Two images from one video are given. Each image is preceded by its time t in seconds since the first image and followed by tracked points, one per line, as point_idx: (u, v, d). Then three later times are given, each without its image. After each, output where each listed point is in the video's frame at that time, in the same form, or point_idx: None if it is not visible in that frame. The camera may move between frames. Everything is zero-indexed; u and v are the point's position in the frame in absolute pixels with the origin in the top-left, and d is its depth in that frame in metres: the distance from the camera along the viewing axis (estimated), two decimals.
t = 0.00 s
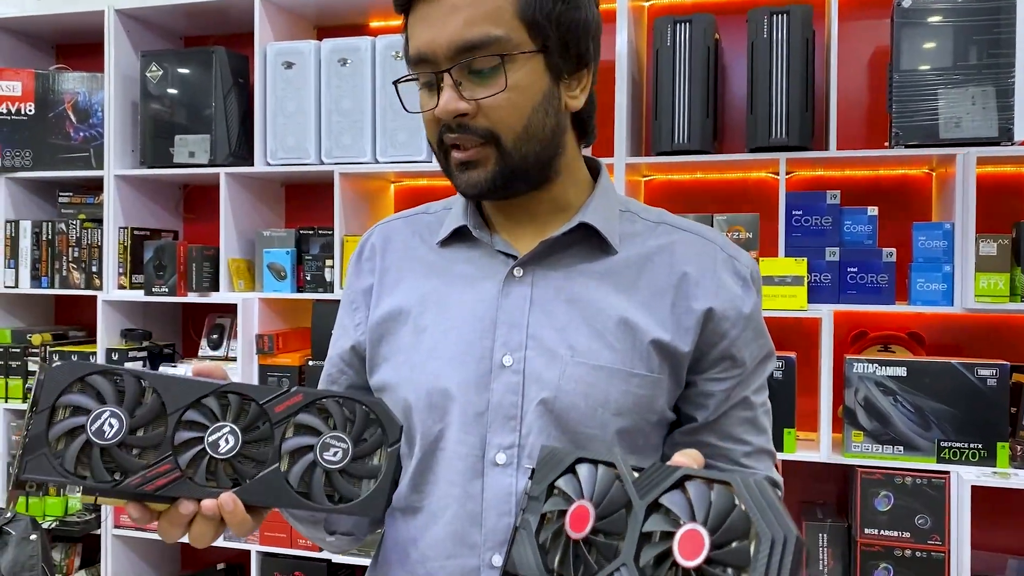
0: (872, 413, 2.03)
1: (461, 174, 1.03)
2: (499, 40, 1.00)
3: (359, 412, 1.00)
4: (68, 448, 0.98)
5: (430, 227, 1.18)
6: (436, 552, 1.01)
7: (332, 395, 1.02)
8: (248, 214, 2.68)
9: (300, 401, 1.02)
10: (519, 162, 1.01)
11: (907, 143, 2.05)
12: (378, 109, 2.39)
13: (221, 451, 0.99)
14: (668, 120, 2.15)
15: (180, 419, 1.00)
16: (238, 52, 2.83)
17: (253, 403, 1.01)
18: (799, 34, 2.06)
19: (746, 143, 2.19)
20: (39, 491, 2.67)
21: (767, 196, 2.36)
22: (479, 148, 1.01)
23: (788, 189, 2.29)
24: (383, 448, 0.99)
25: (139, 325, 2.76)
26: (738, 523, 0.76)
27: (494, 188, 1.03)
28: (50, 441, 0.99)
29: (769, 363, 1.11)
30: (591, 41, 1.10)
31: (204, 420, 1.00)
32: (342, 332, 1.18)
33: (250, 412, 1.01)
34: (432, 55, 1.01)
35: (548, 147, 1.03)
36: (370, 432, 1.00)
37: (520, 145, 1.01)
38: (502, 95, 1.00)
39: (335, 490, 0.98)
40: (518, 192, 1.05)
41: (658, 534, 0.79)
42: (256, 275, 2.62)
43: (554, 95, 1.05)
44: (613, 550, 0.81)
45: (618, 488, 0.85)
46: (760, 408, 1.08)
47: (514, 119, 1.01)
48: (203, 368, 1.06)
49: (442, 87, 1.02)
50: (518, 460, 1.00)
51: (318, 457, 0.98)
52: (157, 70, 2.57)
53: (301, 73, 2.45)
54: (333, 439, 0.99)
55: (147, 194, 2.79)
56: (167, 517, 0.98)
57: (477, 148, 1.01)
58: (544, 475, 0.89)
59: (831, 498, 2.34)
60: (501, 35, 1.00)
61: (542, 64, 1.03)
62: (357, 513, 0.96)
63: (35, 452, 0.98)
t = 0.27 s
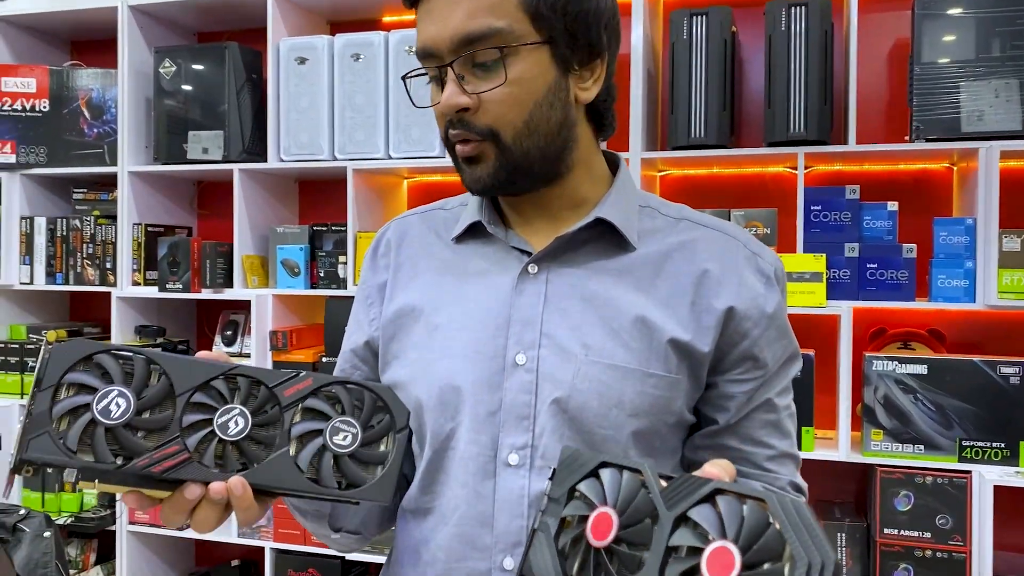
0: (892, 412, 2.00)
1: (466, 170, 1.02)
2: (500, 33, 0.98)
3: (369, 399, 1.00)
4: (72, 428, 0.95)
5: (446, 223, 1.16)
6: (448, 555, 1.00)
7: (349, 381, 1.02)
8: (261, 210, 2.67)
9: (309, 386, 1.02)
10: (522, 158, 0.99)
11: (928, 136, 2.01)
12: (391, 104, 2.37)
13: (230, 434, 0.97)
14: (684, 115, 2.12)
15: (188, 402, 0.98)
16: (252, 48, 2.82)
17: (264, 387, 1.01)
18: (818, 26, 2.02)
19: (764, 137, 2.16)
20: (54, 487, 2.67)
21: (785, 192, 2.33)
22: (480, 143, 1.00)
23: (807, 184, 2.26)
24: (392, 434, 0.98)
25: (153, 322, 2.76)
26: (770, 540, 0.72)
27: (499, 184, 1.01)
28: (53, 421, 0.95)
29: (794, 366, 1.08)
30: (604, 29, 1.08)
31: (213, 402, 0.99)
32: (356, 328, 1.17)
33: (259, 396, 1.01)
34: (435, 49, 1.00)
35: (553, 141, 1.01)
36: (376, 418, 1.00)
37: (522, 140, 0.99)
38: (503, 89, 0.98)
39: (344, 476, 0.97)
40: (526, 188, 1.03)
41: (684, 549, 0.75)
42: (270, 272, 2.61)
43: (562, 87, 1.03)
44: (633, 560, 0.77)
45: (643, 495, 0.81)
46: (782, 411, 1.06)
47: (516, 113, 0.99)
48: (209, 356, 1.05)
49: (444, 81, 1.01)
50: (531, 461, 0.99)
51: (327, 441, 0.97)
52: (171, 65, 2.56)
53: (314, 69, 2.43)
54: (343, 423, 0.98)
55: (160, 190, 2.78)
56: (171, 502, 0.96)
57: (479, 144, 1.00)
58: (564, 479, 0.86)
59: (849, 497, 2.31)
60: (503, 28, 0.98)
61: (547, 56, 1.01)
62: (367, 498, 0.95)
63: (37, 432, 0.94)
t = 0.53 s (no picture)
0: (907, 408, 1.98)
1: (506, 145, 1.00)
2: (548, 4, 0.99)
3: (385, 401, 0.99)
4: (86, 422, 0.94)
5: (457, 218, 1.15)
6: (462, 552, 0.98)
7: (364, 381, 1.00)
8: (271, 205, 2.67)
9: (325, 386, 1.00)
10: (569, 131, 0.99)
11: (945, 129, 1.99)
12: (401, 99, 2.36)
13: (245, 433, 0.96)
14: (698, 108, 2.10)
15: (203, 399, 0.98)
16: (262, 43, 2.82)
17: (280, 385, 1.00)
18: (832, 18, 2.00)
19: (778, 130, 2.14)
20: (66, 482, 2.67)
21: (799, 185, 2.31)
22: (528, 114, 0.99)
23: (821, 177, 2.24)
24: (408, 438, 0.98)
25: (165, 317, 2.76)
26: None
27: (540, 160, 1.00)
28: (68, 414, 0.95)
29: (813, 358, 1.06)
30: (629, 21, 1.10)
31: (230, 400, 0.99)
32: (368, 323, 1.16)
33: (275, 394, 1.00)
34: (478, 19, 1.00)
35: (593, 117, 1.02)
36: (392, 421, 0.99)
37: (569, 113, 0.99)
38: (552, 58, 0.98)
39: (359, 479, 0.96)
40: (563, 167, 1.02)
41: None
42: (281, 267, 2.61)
43: (598, 68, 1.04)
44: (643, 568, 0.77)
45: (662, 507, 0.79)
46: (802, 402, 1.03)
47: (563, 85, 0.99)
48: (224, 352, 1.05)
49: (488, 51, 1.00)
50: (545, 456, 0.97)
51: (342, 443, 0.96)
52: (181, 60, 2.56)
53: (324, 63, 2.42)
54: (358, 424, 0.98)
55: (171, 185, 2.78)
56: (183, 499, 0.95)
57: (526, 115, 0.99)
58: (584, 474, 0.86)
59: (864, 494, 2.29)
60: None
61: (589, 33, 1.02)
62: (381, 502, 0.94)
63: (51, 425, 0.93)
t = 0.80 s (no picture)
0: (912, 405, 1.98)
1: (506, 140, 1.01)
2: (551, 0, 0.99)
3: (392, 393, 0.99)
4: (95, 431, 0.94)
5: (461, 215, 1.15)
6: (469, 551, 0.98)
7: (369, 375, 1.00)
8: (276, 201, 2.67)
9: (330, 380, 1.01)
10: (570, 127, 0.99)
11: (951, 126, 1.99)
12: (407, 96, 2.36)
13: (253, 432, 0.97)
14: (703, 104, 2.10)
15: (209, 401, 0.98)
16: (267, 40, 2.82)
17: (284, 383, 1.00)
18: (838, 15, 2.00)
19: (783, 127, 2.14)
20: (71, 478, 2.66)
21: (804, 182, 2.31)
22: (529, 109, 0.99)
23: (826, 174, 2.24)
24: (416, 427, 0.98)
25: (170, 313, 2.77)
26: None
27: (541, 157, 1.00)
28: (75, 425, 0.95)
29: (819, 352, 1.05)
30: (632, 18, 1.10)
31: (235, 400, 0.99)
32: (373, 322, 1.16)
33: (279, 392, 1.00)
34: (481, 15, 1.00)
35: (595, 113, 1.02)
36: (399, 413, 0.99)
37: (570, 109, 0.99)
38: (554, 55, 0.99)
39: (370, 471, 0.96)
40: (564, 166, 1.02)
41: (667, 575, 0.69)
42: (286, 264, 2.61)
43: (601, 64, 1.04)
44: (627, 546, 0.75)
45: (657, 486, 0.76)
46: (807, 395, 1.02)
47: (564, 81, 0.99)
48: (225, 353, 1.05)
49: (491, 47, 1.01)
50: (551, 453, 0.97)
51: (351, 436, 0.97)
52: (186, 57, 2.57)
53: (329, 60, 2.43)
54: (365, 417, 0.98)
55: (176, 182, 2.78)
56: (195, 503, 0.96)
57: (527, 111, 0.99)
58: (591, 443, 0.84)
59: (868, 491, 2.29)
60: None
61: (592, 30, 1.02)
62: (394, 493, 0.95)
63: (60, 437, 0.93)
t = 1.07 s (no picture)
0: (909, 401, 2.01)
1: (510, 155, 1.03)
2: (555, 20, 1.02)
3: (408, 386, 1.02)
4: (129, 416, 0.98)
5: (468, 218, 1.17)
6: (482, 540, 1.01)
7: (386, 368, 1.03)
8: (279, 200, 2.69)
9: (349, 373, 1.03)
10: (573, 143, 1.01)
11: (947, 127, 2.01)
12: (408, 96, 2.38)
13: (277, 420, 0.99)
14: (702, 105, 2.13)
15: (236, 390, 1.01)
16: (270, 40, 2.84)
17: (307, 374, 1.03)
18: (836, 17, 2.03)
19: (781, 126, 2.17)
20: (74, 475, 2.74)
21: (803, 181, 2.34)
22: (532, 126, 1.02)
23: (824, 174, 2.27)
24: (430, 418, 1.01)
25: (172, 311, 2.79)
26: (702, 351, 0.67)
27: (543, 171, 1.03)
28: (110, 410, 0.98)
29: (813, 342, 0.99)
30: (632, 31, 1.13)
31: (260, 389, 1.01)
32: (385, 325, 1.19)
33: (302, 383, 1.03)
34: (487, 34, 1.02)
35: (597, 128, 1.04)
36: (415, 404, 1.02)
37: (573, 126, 1.02)
38: (558, 74, 1.01)
39: (385, 458, 1.00)
40: (566, 177, 1.05)
41: (643, 415, 0.70)
42: (288, 262, 2.63)
43: (601, 80, 1.07)
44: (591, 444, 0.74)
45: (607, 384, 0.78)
46: (795, 380, 0.96)
47: (568, 98, 1.02)
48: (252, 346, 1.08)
49: (496, 64, 1.03)
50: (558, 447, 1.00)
51: (369, 425, 1.00)
52: (189, 57, 2.58)
53: (331, 59, 2.45)
54: (384, 408, 1.01)
55: (179, 181, 2.80)
56: (221, 487, 0.97)
57: (531, 127, 1.02)
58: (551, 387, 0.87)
59: (866, 486, 2.32)
60: (558, 16, 1.02)
61: (593, 48, 1.05)
62: (412, 480, 0.98)
63: (96, 422, 0.97)
